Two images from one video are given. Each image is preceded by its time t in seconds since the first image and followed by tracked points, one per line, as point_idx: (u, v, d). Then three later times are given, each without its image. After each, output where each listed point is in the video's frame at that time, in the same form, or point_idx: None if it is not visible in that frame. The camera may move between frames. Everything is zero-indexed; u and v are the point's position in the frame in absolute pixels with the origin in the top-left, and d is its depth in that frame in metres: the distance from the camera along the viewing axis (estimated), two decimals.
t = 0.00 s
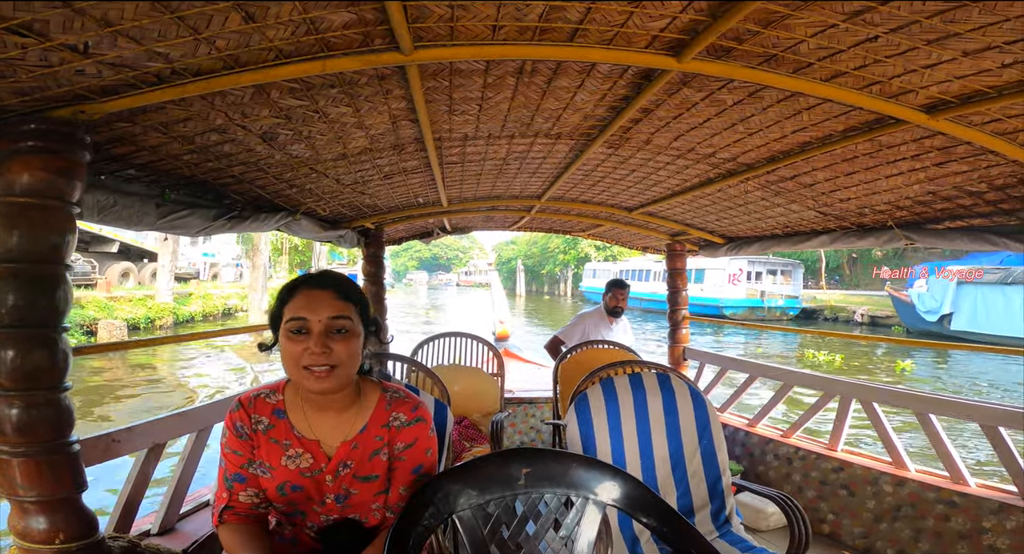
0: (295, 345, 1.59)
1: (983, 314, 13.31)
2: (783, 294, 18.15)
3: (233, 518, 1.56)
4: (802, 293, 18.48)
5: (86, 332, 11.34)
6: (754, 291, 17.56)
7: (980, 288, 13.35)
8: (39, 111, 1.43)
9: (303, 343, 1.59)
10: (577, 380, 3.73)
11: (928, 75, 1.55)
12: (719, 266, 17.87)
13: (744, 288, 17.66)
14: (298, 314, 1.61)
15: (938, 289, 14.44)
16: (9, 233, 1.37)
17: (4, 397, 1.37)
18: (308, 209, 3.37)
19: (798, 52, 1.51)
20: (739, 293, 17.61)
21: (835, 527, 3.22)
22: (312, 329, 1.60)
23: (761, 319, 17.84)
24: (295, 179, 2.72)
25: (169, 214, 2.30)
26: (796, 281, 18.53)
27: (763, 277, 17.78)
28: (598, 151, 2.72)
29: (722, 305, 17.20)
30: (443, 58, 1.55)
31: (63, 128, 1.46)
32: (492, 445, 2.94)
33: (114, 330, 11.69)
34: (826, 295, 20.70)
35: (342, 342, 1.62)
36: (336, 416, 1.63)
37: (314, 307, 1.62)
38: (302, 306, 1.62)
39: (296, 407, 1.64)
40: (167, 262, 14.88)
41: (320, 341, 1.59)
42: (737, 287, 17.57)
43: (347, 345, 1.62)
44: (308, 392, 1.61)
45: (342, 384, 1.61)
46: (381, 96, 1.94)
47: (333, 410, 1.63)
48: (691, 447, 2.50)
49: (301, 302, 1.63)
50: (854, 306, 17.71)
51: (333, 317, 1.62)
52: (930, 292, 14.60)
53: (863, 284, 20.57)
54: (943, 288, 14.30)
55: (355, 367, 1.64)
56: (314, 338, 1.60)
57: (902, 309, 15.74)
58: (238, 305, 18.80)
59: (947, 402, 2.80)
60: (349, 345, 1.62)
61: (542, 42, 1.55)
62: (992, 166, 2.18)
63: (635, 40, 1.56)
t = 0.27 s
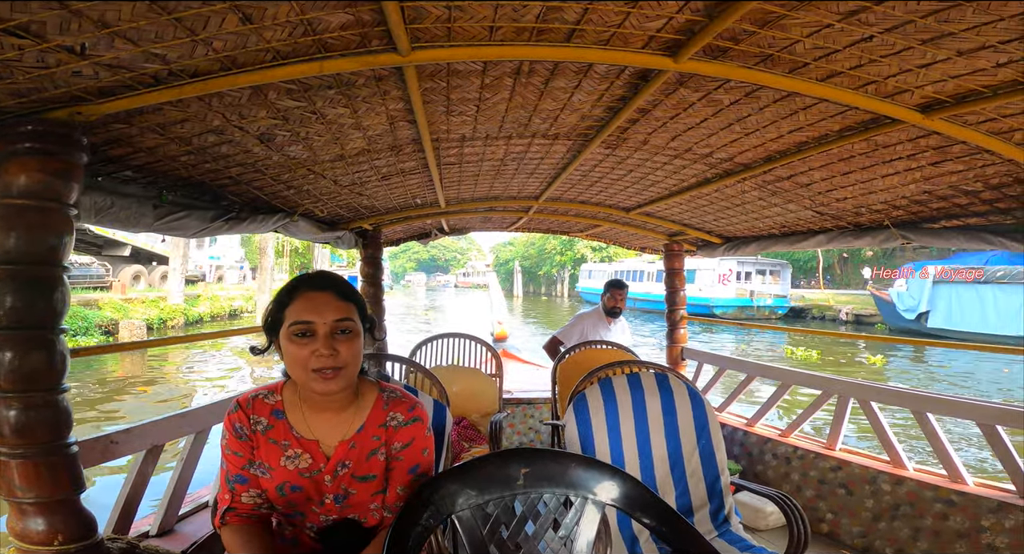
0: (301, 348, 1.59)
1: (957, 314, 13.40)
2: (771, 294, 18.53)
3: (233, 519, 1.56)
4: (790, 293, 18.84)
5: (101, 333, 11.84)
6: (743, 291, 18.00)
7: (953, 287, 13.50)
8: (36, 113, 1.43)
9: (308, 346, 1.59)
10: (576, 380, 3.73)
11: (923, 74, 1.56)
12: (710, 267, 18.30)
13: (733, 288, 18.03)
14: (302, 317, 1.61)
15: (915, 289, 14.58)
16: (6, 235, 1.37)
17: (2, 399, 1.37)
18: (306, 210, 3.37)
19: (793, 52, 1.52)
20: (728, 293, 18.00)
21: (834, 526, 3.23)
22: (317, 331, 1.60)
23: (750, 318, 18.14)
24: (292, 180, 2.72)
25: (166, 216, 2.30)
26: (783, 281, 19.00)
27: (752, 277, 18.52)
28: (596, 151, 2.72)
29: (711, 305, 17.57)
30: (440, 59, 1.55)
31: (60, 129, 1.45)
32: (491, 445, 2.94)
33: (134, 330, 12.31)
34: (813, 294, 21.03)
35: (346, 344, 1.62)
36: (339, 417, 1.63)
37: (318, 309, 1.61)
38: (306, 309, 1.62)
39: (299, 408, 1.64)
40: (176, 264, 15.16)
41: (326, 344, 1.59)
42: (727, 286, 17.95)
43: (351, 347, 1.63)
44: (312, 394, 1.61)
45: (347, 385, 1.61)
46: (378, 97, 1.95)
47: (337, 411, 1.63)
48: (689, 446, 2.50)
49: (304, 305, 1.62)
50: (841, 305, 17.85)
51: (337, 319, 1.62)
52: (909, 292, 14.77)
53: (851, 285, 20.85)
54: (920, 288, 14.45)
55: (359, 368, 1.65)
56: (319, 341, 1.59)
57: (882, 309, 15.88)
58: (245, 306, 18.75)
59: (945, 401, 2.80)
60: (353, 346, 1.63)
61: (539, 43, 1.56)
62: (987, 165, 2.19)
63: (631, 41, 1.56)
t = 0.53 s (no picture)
0: (302, 365, 1.56)
1: (936, 313, 13.64)
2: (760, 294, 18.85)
3: (233, 518, 1.56)
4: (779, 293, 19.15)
5: (119, 332, 12.05)
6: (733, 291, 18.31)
7: (930, 287, 13.75)
8: (35, 113, 1.43)
9: (310, 362, 1.55)
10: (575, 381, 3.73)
11: (920, 75, 1.57)
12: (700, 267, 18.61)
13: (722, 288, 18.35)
14: (300, 333, 1.56)
15: (895, 289, 14.81)
16: (5, 236, 1.36)
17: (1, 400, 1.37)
18: (305, 211, 3.37)
19: (791, 52, 1.52)
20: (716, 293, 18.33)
21: (833, 526, 3.23)
22: (317, 347, 1.56)
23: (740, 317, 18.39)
24: (291, 181, 2.72)
25: (165, 217, 2.30)
26: (773, 281, 19.28)
27: (741, 278, 18.68)
28: (594, 152, 2.73)
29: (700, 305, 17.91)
30: (440, 60, 1.56)
31: (58, 130, 1.45)
32: (490, 446, 2.94)
33: (151, 330, 12.82)
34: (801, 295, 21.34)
35: (347, 354, 1.59)
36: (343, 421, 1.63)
37: (314, 324, 1.56)
38: (303, 324, 1.57)
39: (301, 413, 1.63)
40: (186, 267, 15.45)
41: (328, 358, 1.56)
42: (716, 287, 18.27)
43: (352, 356, 1.61)
44: (319, 404, 1.60)
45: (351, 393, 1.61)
46: (377, 98, 1.95)
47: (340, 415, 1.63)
48: (688, 446, 2.50)
49: (299, 319, 1.57)
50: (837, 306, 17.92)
51: (335, 331, 1.58)
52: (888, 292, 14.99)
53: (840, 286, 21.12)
54: (899, 287, 14.65)
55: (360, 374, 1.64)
56: (321, 356, 1.56)
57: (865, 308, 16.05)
58: (246, 308, 18.73)
59: (943, 401, 2.81)
60: (354, 354, 1.61)
61: (538, 44, 1.56)
62: (984, 166, 2.20)
63: (629, 42, 1.57)
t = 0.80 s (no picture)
0: (295, 371, 1.54)
1: (914, 313, 13.79)
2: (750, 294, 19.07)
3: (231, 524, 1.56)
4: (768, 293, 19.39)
5: (134, 332, 12.19)
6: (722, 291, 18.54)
7: (909, 287, 13.87)
8: (32, 115, 1.43)
9: (304, 368, 1.54)
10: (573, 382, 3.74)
11: (914, 75, 1.58)
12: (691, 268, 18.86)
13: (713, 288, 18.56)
14: (295, 338, 1.54)
15: (876, 289, 14.90)
16: (2, 238, 1.37)
17: None
18: (302, 213, 3.37)
19: (786, 52, 1.53)
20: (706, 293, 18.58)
21: (831, 525, 3.24)
22: (312, 353, 1.55)
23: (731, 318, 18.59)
24: (288, 183, 2.72)
25: (162, 219, 2.30)
26: (762, 281, 19.51)
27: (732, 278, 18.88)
28: (591, 153, 2.74)
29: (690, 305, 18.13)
30: (437, 61, 1.57)
31: (56, 132, 1.45)
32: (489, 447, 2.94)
33: (168, 329, 12.78)
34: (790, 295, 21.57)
35: (342, 361, 1.58)
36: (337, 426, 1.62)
37: (311, 330, 1.55)
38: (298, 330, 1.55)
39: (295, 418, 1.62)
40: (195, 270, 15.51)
41: (323, 365, 1.55)
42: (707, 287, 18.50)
43: (348, 363, 1.59)
44: (313, 411, 1.59)
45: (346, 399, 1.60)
46: (375, 100, 1.95)
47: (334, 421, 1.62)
48: (686, 446, 2.51)
49: (295, 325, 1.55)
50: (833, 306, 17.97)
51: (331, 337, 1.57)
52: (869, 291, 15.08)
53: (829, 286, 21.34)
54: (879, 286, 14.74)
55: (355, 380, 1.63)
56: (315, 362, 1.55)
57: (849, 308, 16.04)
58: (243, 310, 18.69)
59: (940, 400, 2.82)
60: (350, 362, 1.59)
61: (535, 45, 1.56)
62: (979, 165, 2.21)
63: (625, 43, 1.58)
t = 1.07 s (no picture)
0: (285, 356, 1.57)
1: (896, 313, 13.86)
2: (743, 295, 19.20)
3: (229, 524, 1.56)
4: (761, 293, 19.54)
5: (150, 331, 12.21)
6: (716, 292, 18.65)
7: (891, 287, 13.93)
8: (30, 117, 1.43)
9: (294, 354, 1.56)
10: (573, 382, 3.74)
11: (910, 75, 1.59)
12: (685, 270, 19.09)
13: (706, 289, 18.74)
14: (288, 324, 1.58)
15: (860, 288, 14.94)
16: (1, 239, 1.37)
17: None
18: (301, 214, 3.37)
19: (783, 52, 1.54)
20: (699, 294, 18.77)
21: (831, 525, 3.23)
22: (303, 338, 1.57)
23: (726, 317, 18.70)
24: (287, 184, 2.72)
25: (161, 220, 2.30)
26: (755, 282, 19.64)
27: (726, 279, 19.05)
28: (590, 154, 2.74)
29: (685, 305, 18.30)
30: (436, 61, 1.57)
31: (54, 133, 1.45)
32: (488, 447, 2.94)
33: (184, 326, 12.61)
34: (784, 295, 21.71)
35: (333, 352, 1.58)
36: (330, 422, 1.62)
37: (304, 317, 1.58)
38: (292, 316, 1.59)
39: (292, 414, 1.63)
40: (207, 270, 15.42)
41: (312, 352, 1.56)
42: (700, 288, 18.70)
43: (339, 355, 1.59)
44: (306, 403, 1.60)
45: (335, 393, 1.58)
46: (373, 100, 1.95)
47: (328, 416, 1.61)
48: (685, 446, 2.51)
49: (291, 312, 1.60)
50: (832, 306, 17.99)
51: (324, 327, 1.59)
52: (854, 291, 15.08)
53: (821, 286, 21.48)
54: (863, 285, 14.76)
55: (348, 376, 1.61)
56: (305, 348, 1.57)
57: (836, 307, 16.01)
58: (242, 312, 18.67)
59: (939, 399, 2.83)
60: (341, 355, 1.59)
61: (533, 46, 1.56)
62: (976, 165, 2.22)
63: (623, 43, 1.59)
